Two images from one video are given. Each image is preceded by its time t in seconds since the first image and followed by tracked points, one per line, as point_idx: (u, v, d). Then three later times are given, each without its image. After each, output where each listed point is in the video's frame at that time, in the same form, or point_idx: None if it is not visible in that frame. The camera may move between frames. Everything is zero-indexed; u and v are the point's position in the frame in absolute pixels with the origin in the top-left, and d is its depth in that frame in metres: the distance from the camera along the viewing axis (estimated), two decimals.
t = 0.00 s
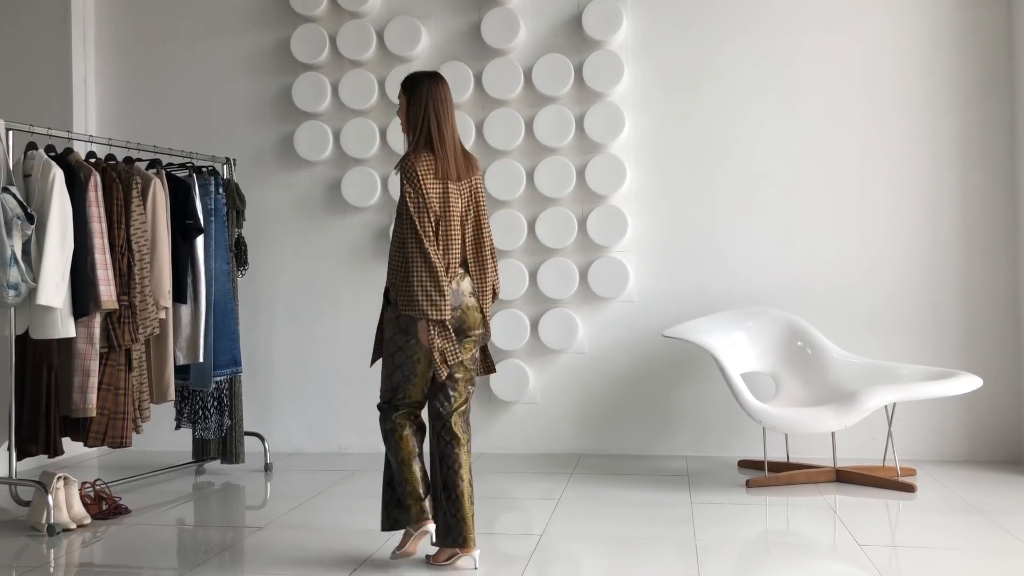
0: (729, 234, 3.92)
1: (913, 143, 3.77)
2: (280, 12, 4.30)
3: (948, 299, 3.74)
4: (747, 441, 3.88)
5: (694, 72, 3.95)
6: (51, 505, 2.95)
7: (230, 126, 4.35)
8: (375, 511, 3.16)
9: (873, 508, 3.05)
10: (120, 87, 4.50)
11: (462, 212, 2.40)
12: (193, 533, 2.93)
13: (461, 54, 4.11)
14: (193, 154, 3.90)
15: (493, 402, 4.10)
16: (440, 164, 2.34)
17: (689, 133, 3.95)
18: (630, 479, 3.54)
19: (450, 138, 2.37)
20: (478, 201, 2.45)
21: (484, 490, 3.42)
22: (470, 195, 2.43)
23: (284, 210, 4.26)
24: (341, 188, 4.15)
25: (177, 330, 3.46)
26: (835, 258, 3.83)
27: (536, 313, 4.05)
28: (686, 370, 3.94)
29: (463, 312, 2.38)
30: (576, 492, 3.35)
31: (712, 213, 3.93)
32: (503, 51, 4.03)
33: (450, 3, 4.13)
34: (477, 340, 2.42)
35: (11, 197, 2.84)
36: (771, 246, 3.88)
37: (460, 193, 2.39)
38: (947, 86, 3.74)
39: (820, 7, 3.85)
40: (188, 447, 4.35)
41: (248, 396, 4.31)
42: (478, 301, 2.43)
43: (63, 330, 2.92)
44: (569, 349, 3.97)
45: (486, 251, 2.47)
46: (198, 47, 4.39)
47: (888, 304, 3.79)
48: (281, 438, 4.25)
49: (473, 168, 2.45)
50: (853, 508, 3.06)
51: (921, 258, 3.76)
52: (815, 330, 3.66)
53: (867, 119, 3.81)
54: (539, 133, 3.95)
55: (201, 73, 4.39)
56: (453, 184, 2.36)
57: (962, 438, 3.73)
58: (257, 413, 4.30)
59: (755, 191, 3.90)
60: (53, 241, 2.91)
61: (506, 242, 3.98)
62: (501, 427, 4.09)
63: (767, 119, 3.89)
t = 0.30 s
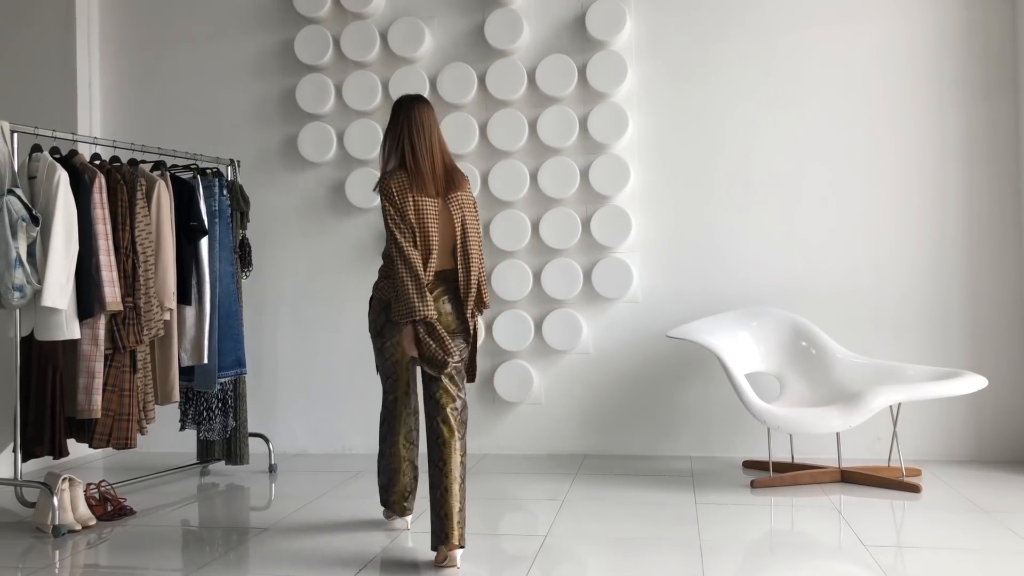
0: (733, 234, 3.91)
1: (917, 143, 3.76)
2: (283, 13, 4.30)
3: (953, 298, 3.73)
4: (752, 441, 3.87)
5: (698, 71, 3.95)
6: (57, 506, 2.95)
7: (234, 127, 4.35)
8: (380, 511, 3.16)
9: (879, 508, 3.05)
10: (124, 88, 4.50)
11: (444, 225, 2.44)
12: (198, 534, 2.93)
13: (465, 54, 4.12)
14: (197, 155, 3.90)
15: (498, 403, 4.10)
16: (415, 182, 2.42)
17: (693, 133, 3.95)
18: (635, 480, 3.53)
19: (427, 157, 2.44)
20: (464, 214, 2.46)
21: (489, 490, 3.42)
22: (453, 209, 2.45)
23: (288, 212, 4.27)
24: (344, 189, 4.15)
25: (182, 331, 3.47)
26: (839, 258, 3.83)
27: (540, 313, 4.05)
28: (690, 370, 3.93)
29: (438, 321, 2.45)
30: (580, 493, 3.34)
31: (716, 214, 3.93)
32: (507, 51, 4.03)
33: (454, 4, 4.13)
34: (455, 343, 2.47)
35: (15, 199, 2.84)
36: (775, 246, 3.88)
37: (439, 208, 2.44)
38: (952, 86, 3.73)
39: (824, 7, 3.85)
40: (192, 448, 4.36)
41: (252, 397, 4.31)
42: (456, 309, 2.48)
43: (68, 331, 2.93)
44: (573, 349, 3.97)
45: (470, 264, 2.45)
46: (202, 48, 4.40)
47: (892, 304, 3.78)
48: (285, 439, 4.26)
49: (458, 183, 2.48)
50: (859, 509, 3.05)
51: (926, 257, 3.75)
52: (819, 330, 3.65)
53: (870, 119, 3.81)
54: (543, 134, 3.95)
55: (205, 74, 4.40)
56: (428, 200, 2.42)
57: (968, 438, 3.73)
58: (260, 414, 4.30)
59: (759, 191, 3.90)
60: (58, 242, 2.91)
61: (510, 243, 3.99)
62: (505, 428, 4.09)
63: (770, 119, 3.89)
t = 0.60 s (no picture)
0: (733, 236, 3.91)
1: (917, 144, 3.76)
2: (284, 16, 4.31)
3: (953, 300, 3.73)
4: (753, 444, 3.87)
5: (698, 73, 3.95)
6: (58, 509, 2.95)
7: (235, 129, 4.36)
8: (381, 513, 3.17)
9: (880, 510, 3.05)
10: (125, 91, 4.51)
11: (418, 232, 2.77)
12: (199, 536, 2.93)
13: (465, 57, 4.12)
14: (197, 158, 3.90)
15: (498, 405, 4.10)
16: (392, 193, 2.75)
17: (693, 135, 3.95)
18: (636, 482, 3.53)
19: (403, 170, 2.74)
20: (437, 224, 2.77)
21: (490, 492, 3.43)
22: (427, 218, 2.78)
23: (288, 214, 4.27)
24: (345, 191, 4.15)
25: (183, 334, 3.46)
26: (840, 259, 3.83)
27: (541, 315, 4.05)
28: (690, 372, 3.93)
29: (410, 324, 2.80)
30: (582, 495, 3.34)
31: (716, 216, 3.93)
32: (507, 53, 4.03)
33: (454, 6, 4.14)
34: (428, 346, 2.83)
35: (16, 202, 2.85)
36: (775, 247, 3.88)
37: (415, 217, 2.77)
38: (952, 88, 3.73)
39: (824, 8, 3.85)
40: (193, 450, 4.36)
41: (253, 399, 4.31)
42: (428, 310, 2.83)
43: (69, 334, 2.93)
44: (574, 351, 3.97)
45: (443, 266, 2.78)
46: (202, 51, 4.41)
47: (893, 305, 3.78)
48: (286, 441, 4.26)
49: (434, 194, 2.79)
50: (860, 511, 3.05)
51: (927, 258, 3.75)
52: (819, 332, 3.65)
53: (870, 120, 3.81)
54: (544, 136, 3.96)
55: (206, 77, 4.40)
56: (403, 210, 2.75)
57: (969, 440, 3.73)
58: (261, 417, 4.30)
59: (759, 193, 3.90)
60: (59, 244, 2.92)
61: (511, 244, 3.99)
62: (505, 430, 4.09)
63: (770, 121, 3.89)
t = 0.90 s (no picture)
0: (733, 239, 3.92)
1: (916, 148, 3.77)
2: (284, 20, 4.32)
3: (953, 303, 3.73)
4: (753, 447, 3.87)
5: (698, 77, 3.96)
6: (56, 514, 2.94)
7: (235, 133, 4.36)
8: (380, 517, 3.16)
9: (880, 514, 3.04)
10: (125, 95, 4.51)
11: (398, 233, 2.84)
12: (198, 541, 2.93)
13: (465, 60, 4.12)
14: (197, 161, 3.91)
15: (498, 408, 4.10)
16: (373, 194, 2.84)
17: (692, 139, 3.96)
18: (636, 486, 3.52)
19: (385, 172, 2.83)
20: (418, 225, 2.85)
21: (489, 496, 3.42)
22: (407, 220, 2.85)
23: (288, 217, 4.28)
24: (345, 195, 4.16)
25: (183, 338, 3.46)
26: (839, 263, 3.83)
27: (541, 319, 4.05)
28: (690, 375, 3.93)
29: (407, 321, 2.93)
30: (582, 499, 3.33)
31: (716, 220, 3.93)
32: (507, 57, 4.03)
33: (454, 10, 4.15)
34: (422, 346, 3.00)
35: (16, 206, 2.85)
36: (775, 251, 3.89)
37: (395, 218, 2.84)
38: (951, 91, 3.74)
39: (823, 13, 3.86)
40: (193, 454, 4.36)
41: (252, 403, 4.31)
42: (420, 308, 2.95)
43: (68, 338, 2.93)
44: (574, 354, 3.98)
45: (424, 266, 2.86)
46: (203, 55, 4.41)
47: (893, 309, 3.78)
48: (285, 445, 4.26)
49: (414, 196, 2.86)
50: (861, 515, 3.04)
51: (927, 261, 3.75)
52: (818, 335, 3.66)
53: (869, 123, 3.81)
54: (543, 140, 3.96)
55: (206, 81, 4.40)
56: (383, 211, 2.83)
57: (968, 444, 3.73)
58: (261, 421, 4.30)
59: (758, 196, 3.90)
60: (59, 249, 2.91)
61: (510, 248, 3.99)
62: (505, 433, 4.09)
63: (770, 125, 3.90)
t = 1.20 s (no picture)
0: (731, 241, 3.92)
1: (914, 149, 3.77)
2: (283, 22, 4.32)
3: (952, 304, 3.74)
4: (752, 449, 3.87)
5: (696, 79, 3.96)
6: (55, 516, 2.94)
7: (233, 135, 4.36)
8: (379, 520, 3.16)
9: (879, 515, 3.04)
10: (124, 97, 4.51)
11: (387, 245, 2.85)
12: (197, 543, 2.93)
13: (464, 62, 4.13)
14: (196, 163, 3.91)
15: (497, 410, 4.10)
16: (365, 207, 2.86)
17: (691, 141, 3.96)
18: (635, 487, 3.52)
19: (375, 185, 2.85)
20: (407, 238, 2.87)
21: (488, 498, 3.43)
22: (397, 233, 2.86)
23: (286, 219, 4.28)
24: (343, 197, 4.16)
25: (181, 340, 3.46)
26: (838, 264, 3.83)
27: (540, 321, 4.05)
28: (689, 376, 3.94)
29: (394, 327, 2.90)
30: (580, 501, 3.33)
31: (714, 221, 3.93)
32: (505, 59, 4.03)
33: (453, 12, 4.15)
34: (411, 350, 2.97)
35: (15, 208, 2.84)
36: (773, 252, 3.89)
37: (386, 231, 2.86)
38: (949, 92, 3.74)
39: (821, 14, 3.86)
40: (191, 457, 4.36)
41: (251, 405, 4.31)
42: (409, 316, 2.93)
43: (67, 340, 2.93)
44: (573, 356, 3.97)
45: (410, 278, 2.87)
46: (201, 57, 4.41)
47: (892, 310, 3.78)
48: (284, 447, 4.26)
49: (403, 209, 2.88)
50: (860, 516, 3.04)
51: (926, 263, 3.75)
52: (817, 336, 3.66)
53: (867, 125, 3.82)
54: (542, 141, 3.96)
55: (205, 83, 4.40)
56: (374, 224, 2.85)
57: (967, 445, 3.73)
58: (259, 423, 4.30)
59: (756, 197, 3.90)
60: (57, 251, 2.91)
61: (509, 250, 3.99)
62: (504, 435, 4.09)
63: (768, 126, 3.90)
